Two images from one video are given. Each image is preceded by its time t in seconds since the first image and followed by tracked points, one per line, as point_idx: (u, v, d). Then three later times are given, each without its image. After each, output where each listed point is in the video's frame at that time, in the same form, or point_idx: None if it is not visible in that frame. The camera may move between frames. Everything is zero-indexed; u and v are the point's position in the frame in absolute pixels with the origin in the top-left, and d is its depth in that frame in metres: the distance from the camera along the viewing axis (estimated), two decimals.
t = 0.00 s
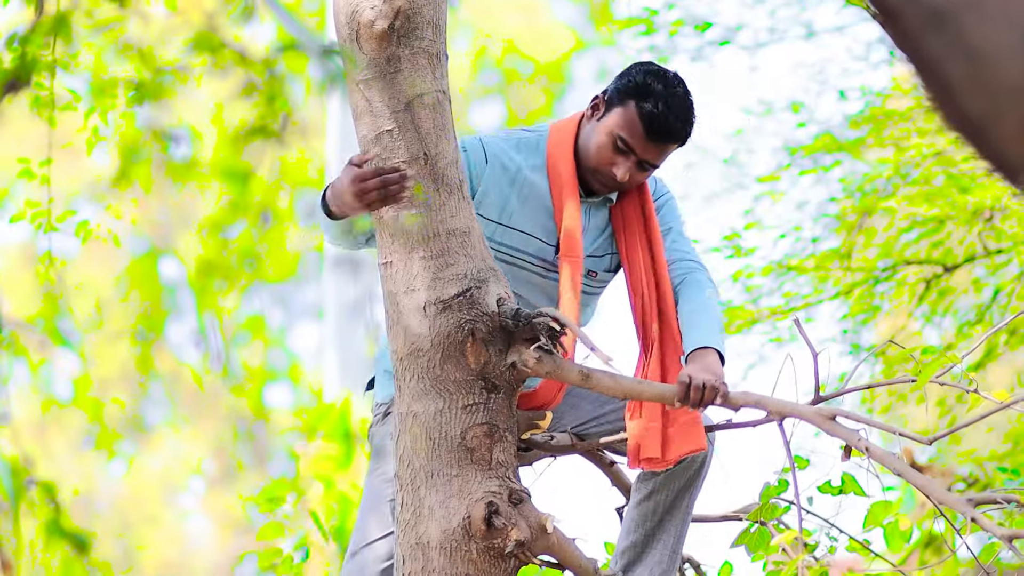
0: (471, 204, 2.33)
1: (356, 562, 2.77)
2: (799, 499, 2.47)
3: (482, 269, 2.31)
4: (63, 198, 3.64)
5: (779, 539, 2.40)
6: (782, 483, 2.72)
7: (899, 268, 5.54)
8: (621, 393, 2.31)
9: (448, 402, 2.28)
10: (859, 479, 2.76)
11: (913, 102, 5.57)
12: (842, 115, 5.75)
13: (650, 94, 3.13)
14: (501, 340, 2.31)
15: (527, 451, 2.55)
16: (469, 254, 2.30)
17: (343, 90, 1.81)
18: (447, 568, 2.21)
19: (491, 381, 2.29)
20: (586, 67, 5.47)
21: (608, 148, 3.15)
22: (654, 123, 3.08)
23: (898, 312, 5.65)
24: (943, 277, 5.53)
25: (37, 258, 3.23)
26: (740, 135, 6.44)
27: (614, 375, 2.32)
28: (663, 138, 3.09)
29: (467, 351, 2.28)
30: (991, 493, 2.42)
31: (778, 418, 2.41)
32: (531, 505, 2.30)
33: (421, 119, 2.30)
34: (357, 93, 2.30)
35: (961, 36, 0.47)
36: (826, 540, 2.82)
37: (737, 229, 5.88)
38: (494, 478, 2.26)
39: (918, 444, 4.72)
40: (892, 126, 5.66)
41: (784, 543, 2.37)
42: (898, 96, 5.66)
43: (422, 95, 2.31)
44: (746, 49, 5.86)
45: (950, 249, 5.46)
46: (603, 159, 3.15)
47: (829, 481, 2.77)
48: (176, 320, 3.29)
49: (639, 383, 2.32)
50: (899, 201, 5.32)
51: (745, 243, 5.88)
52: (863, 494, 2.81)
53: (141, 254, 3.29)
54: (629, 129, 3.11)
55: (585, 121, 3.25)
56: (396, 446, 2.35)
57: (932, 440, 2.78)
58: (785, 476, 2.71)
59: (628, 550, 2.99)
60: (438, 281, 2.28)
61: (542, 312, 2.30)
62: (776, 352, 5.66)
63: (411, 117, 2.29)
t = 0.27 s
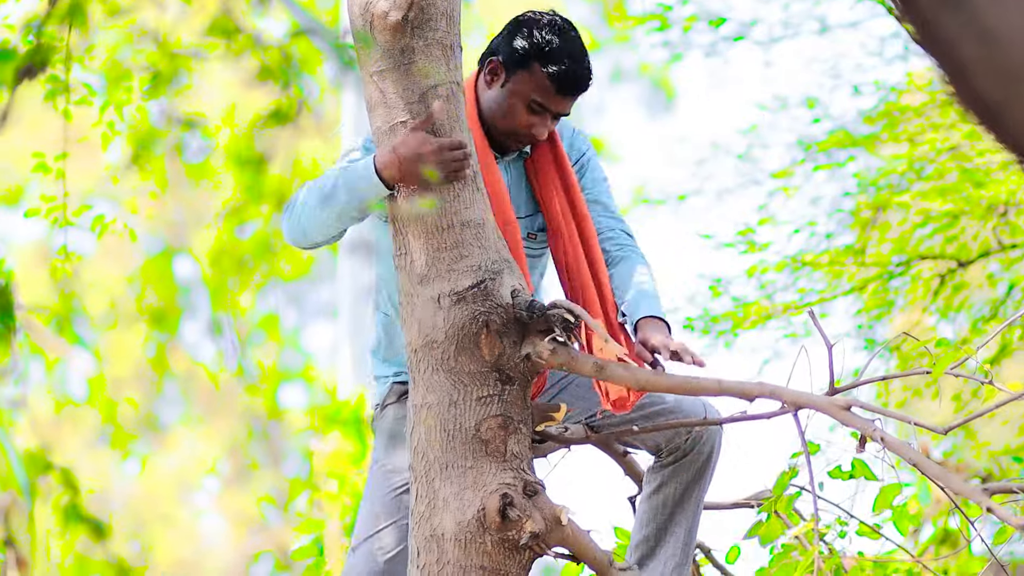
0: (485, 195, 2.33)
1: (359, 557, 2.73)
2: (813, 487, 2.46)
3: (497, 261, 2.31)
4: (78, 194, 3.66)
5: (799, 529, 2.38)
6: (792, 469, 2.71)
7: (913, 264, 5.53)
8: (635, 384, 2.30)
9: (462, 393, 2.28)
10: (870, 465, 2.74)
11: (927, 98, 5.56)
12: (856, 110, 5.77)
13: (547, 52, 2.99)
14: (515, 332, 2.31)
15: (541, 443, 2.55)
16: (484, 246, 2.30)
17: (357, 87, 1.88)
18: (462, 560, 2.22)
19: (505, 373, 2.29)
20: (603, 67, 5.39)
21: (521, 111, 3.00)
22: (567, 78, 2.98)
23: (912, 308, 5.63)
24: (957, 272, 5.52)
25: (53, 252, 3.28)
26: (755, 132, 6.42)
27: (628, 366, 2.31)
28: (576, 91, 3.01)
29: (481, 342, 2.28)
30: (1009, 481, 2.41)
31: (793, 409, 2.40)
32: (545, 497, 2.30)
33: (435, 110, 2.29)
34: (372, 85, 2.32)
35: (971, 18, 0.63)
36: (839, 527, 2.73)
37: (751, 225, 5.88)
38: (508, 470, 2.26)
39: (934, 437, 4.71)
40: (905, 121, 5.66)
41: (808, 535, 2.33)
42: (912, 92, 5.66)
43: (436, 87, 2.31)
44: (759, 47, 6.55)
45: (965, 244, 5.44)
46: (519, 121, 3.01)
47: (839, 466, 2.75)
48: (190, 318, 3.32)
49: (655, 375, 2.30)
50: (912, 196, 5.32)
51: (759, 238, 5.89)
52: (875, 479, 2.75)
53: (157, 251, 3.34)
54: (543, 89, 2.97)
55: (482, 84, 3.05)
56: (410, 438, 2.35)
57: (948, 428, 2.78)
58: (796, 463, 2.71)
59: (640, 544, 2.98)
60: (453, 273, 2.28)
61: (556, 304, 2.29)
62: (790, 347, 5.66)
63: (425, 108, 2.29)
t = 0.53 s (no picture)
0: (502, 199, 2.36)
1: (354, 568, 2.69)
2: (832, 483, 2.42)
3: (515, 265, 2.32)
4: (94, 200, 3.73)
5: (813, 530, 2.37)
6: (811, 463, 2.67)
7: (932, 267, 5.50)
8: (654, 388, 2.30)
9: (481, 397, 2.28)
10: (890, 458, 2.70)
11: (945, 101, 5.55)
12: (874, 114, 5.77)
13: (511, 57, 2.92)
14: (534, 336, 2.31)
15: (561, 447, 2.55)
16: (502, 250, 2.31)
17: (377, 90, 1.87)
18: (480, 564, 2.21)
19: (524, 377, 2.29)
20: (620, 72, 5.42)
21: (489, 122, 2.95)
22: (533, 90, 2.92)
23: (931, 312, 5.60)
24: (977, 275, 5.48)
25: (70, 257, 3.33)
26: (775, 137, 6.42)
27: (646, 370, 2.31)
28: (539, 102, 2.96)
29: (500, 346, 2.28)
30: None
31: (811, 413, 2.40)
32: (564, 501, 2.28)
33: (452, 114, 2.30)
34: (390, 89, 2.33)
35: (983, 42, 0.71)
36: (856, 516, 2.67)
37: (770, 229, 5.88)
38: (527, 474, 2.26)
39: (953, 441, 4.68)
40: (924, 125, 5.64)
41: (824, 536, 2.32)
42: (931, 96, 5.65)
43: (454, 91, 2.31)
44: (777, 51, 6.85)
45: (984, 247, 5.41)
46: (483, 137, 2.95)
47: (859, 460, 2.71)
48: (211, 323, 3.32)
49: (673, 378, 2.30)
50: (931, 200, 5.30)
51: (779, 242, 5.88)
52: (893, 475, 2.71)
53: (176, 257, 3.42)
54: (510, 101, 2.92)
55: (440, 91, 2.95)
56: (430, 443, 2.35)
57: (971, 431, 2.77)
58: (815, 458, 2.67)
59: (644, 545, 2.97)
60: (471, 277, 2.29)
61: (574, 307, 2.29)
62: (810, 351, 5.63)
63: (443, 112, 2.30)
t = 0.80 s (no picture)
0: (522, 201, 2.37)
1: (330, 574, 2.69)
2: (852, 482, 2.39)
3: (534, 267, 2.33)
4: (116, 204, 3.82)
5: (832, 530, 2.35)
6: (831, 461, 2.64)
7: (954, 267, 5.47)
8: (674, 389, 2.29)
9: (501, 399, 2.29)
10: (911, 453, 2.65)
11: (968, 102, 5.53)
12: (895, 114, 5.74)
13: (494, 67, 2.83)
14: (553, 337, 2.31)
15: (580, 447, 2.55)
16: (522, 252, 2.32)
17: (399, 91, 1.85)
18: (501, 565, 2.21)
19: (544, 378, 2.29)
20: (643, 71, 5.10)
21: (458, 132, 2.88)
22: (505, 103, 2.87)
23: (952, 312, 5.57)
24: (999, 276, 5.45)
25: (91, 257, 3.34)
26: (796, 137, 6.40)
27: (666, 371, 2.30)
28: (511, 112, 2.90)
29: (520, 348, 2.28)
30: None
31: (831, 414, 2.39)
32: (584, 503, 2.28)
33: (472, 116, 2.31)
34: (409, 91, 2.34)
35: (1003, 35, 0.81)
36: (878, 513, 2.63)
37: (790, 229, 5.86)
38: (547, 475, 2.26)
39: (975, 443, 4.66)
40: (946, 125, 5.62)
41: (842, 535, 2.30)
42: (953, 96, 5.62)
43: (473, 93, 2.32)
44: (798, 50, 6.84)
45: (1006, 248, 5.38)
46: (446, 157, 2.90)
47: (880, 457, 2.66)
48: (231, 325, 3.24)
49: (692, 379, 2.30)
50: (953, 201, 5.27)
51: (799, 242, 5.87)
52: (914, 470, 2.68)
53: (197, 259, 3.27)
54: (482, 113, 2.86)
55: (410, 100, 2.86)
56: (449, 444, 2.35)
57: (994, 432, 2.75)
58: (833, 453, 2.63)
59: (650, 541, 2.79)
60: (491, 278, 2.29)
61: (594, 309, 2.29)
62: (830, 352, 5.61)
63: (462, 114, 2.30)
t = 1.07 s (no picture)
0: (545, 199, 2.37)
1: None
2: (877, 481, 2.36)
3: (558, 265, 2.33)
4: (136, 203, 3.76)
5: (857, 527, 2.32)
6: (854, 458, 2.60)
7: (977, 266, 5.44)
8: (697, 387, 2.29)
9: (525, 397, 2.28)
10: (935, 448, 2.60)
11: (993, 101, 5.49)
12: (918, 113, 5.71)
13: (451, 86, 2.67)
14: (577, 335, 2.31)
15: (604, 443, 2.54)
16: (545, 249, 2.32)
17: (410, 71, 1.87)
18: (524, 563, 2.21)
19: (568, 376, 2.29)
20: (661, 73, 5.21)
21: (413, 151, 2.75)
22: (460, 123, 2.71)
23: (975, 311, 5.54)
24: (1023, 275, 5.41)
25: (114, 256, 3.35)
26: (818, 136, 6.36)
27: (690, 369, 2.30)
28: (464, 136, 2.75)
29: (543, 346, 2.28)
30: None
31: (854, 411, 2.38)
32: (608, 501, 2.28)
33: (495, 114, 2.31)
34: (433, 89, 2.34)
35: None
36: (902, 509, 2.57)
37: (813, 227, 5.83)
38: (570, 473, 2.26)
39: (1000, 443, 4.62)
40: (970, 124, 5.58)
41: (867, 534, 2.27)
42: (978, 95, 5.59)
43: (496, 91, 2.33)
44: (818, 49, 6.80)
45: None
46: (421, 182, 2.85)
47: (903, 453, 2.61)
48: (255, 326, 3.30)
49: (716, 377, 2.30)
50: (978, 200, 5.24)
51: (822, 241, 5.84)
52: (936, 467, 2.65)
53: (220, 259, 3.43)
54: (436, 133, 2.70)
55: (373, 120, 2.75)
56: (473, 442, 2.35)
57: (1022, 429, 2.72)
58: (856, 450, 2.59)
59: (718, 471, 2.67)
60: (514, 276, 2.29)
61: (618, 306, 2.28)
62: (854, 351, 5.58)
63: (485, 112, 2.31)
